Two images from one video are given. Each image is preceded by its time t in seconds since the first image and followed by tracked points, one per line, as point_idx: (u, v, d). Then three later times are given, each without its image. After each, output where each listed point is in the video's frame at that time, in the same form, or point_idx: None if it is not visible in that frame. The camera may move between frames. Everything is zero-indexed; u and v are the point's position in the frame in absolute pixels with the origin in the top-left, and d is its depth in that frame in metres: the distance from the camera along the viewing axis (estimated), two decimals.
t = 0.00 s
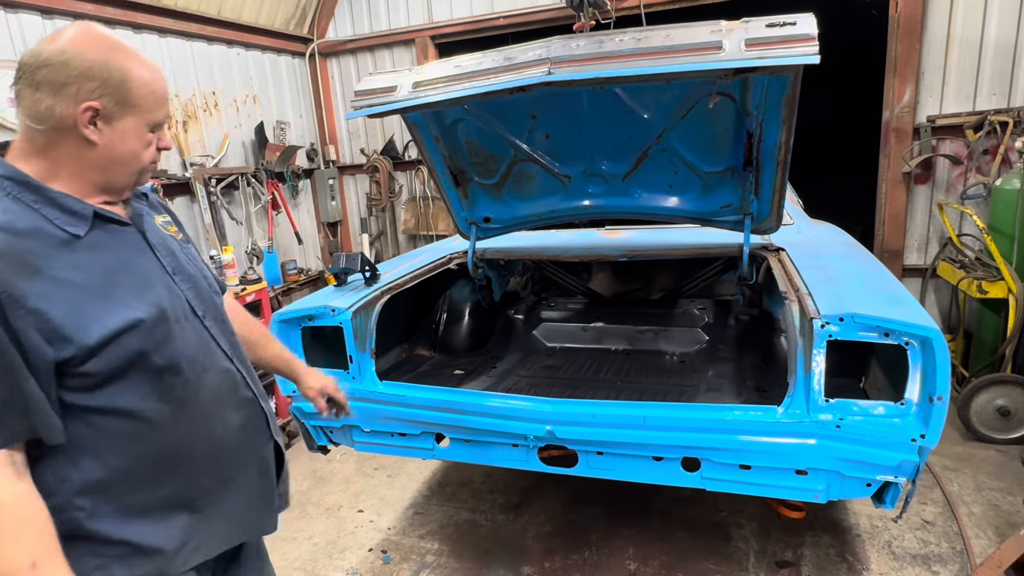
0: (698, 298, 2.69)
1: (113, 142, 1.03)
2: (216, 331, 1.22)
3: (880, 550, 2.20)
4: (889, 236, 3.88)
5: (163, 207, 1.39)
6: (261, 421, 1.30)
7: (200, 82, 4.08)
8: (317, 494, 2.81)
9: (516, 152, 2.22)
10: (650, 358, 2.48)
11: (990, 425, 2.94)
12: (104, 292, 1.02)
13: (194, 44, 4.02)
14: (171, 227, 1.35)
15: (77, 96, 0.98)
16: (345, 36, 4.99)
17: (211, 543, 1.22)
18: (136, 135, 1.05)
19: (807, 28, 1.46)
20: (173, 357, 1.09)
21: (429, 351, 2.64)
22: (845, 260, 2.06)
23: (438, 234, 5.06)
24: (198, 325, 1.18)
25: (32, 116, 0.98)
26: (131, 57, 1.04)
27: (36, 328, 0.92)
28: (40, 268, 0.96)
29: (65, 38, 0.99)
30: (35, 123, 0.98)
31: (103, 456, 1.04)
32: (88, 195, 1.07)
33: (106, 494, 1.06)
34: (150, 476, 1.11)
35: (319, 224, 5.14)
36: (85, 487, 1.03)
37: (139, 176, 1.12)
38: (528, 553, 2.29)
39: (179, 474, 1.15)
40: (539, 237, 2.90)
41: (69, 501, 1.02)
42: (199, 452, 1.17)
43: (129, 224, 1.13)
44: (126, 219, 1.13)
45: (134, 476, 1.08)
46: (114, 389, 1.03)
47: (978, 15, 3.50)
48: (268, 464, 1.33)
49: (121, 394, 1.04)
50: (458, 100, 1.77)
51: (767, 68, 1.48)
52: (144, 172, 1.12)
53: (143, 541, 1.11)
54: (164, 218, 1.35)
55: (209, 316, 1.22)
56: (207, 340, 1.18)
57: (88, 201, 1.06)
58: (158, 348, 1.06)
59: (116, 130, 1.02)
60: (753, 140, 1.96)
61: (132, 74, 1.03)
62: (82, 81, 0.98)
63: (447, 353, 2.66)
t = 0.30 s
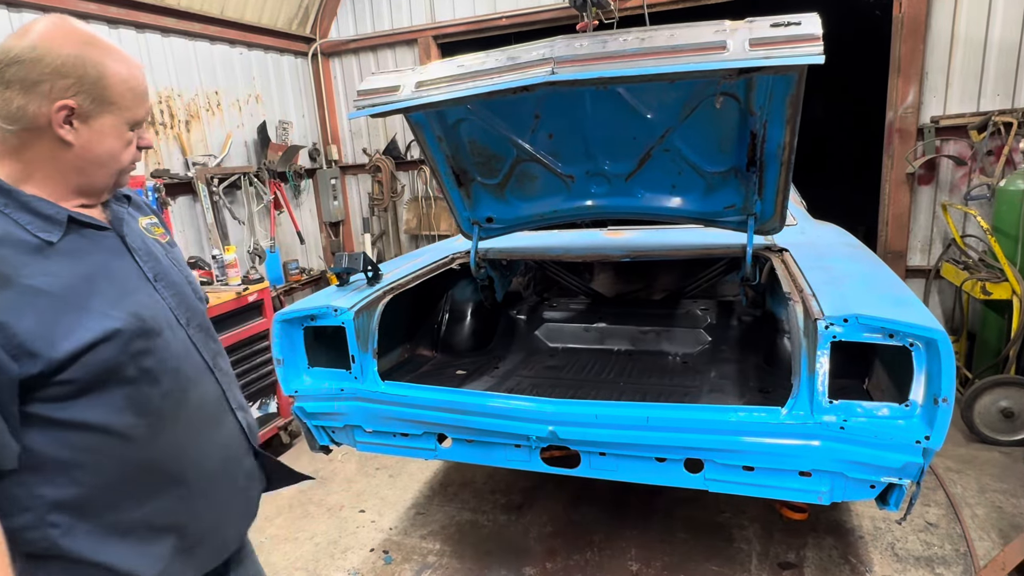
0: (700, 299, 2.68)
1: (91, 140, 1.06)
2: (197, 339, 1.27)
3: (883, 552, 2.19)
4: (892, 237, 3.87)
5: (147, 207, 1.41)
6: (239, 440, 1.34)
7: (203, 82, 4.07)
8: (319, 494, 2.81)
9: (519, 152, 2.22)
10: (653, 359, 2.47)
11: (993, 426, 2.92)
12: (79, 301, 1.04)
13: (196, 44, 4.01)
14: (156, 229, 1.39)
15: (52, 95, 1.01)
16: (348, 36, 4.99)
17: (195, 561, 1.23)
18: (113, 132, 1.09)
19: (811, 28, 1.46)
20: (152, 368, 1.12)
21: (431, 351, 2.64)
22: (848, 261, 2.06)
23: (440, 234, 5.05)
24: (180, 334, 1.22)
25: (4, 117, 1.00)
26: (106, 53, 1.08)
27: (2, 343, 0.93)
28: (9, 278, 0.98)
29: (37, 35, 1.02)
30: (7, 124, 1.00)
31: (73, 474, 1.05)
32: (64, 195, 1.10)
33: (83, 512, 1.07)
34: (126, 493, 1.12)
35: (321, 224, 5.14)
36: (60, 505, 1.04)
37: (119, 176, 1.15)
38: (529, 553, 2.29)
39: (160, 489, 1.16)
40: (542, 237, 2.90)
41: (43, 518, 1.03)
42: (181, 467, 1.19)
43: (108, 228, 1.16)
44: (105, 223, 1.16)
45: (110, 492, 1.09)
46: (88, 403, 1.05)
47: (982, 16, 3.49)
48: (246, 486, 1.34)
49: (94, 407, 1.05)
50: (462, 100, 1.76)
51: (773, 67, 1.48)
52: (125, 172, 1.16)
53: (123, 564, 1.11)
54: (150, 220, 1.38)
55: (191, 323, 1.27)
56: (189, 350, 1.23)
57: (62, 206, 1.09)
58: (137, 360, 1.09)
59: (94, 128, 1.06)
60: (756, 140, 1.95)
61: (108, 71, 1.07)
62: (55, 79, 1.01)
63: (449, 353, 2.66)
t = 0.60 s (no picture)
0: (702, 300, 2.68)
1: (84, 142, 1.07)
2: (187, 349, 1.26)
3: (886, 554, 2.19)
4: (895, 239, 3.87)
5: (140, 211, 1.41)
6: (228, 458, 1.32)
7: (206, 82, 4.08)
8: (321, 495, 2.81)
9: (522, 153, 2.22)
10: (656, 360, 2.47)
11: (995, 428, 2.92)
12: (60, 310, 1.03)
13: (199, 44, 4.01)
14: (149, 234, 1.38)
15: (45, 96, 1.01)
16: (350, 36, 4.99)
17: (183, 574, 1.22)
18: (107, 135, 1.09)
19: (815, 29, 1.46)
20: (134, 381, 1.10)
21: (433, 352, 2.64)
22: (851, 262, 2.05)
23: (442, 234, 5.06)
24: (170, 344, 1.20)
25: None
26: (102, 52, 1.08)
27: None
28: None
29: (31, 32, 1.02)
30: None
31: (53, 486, 1.04)
32: (56, 198, 1.10)
33: (56, 527, 1.06)
34: (110, 506, 1.11)
35: (323, 224, 5.15)
36: (36, 517, 1.03)
37: (114, 179, 1.16)
38: (531, 554, 2.29)
39: (143, 503, 1.15)
40: (544, 238, 2.90)
41: (19, 530, 1.03)
42: (165, 482, 1.17)
43: (98, 234, 1.15)
44: (95, 229, 1.15)
45: (89, 506, 1.08)
46: (65, 413, 1.04)
47: (985, 17, 3.49)
48: (234, 506, 1.32)
49: (72, 418, 1.04)
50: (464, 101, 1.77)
51: (776, 69, 1.48)
52: (118, 175, 1.16)
53: None
54: (144, 225, 1.39)
55: (182, 332, 1.25)
56: (178, 360, 1.21)
57: (52, 210, 1.08)
58: (117, 372, 1.08)
59: (88, 130, 1.06)
60: (759, 142, 1.95)
61: (103, 72, 1.07)
62: (48, 79, 1.01)
63: (451, 354, 2.66)
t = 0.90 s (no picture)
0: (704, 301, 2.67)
1: (87, 145, 1.07)
2: (189, 353, 1.26)
3: (888, 555, 2.18)
4: (897, 240, 3.86)
5: (139, 210, 1.41)
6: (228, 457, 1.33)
7: (209, 82, 4.09)
8: (322, 494, 2.81)
9: (524, 153, 2.22)
10: (658, 361, 2.47)
11: (997, 430, 2.92)
12: (64, 315, 1.02)
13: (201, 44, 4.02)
14: (149, 233, 1.38)
15: (48, 99, 1.01)
16: (352, 37, 5.00)
17: None
18: (109, 137, 1.10)
19: (819, 30, 1.46)
20: (140, 386, 1.11)
21: (435, 352, 2.64)
22: (852, 264, 2.05)
23: (444, 235, 5.06)
24: (171, 348, 1.21)
25: None
26: (104, 53, 1.08)
27: None
28: None
29: (34, 31, 1.01)
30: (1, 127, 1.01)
31: (54, 495, 1.04)
32: (55, 200, 1.10)
33: (55, 534, 1.05)
34: (111, 510, 1.11)
35: (325, 224, 5.15)
36: (34, 527, 1.03)
37: (115, 181, 1.16)
38: (533, 554, 2.29)
39: (144, 506, 1.15)
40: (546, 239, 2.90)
41: (17, 540, 1.02)
42: (165, 484, 1.17)
43: (99, 236, 1.15)
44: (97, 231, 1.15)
45: (88, 511, 1.08)
46: (71, 419, 1.04)
47: (988, 19, 3.49)
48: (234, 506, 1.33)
49: (77, 424, 1.04)
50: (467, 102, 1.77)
51: (779, 70, 1.48)
52: (119, 177, 1.17)
53: None
54: (144, 224, 1.38)
55: (183, 336, 1.26)
56: (179, 364, 1.22)
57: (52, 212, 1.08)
58: (124, 377, 1.08)
59: (91, 133, 1.07)
60: (762, 143, 1.95)
61: (106, 73, 1.07)
62: (51, 81, 1.01)
63: (453, 354, 2.66)
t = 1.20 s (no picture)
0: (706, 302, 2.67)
1: (111, 147, 1.07)
2: (199, 353, 1.28)
3: (890, 557, 2.18)
4: (899, 242, 3.86)
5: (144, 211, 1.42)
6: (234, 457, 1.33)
7: (211, 82, 4.09)
8: (324, 495, 2.81)
9: (527, 153, 2.22)
10: (660, 363, 2.47)
11: (999, 432, 2.91)
12: (87, 314, 1.02)
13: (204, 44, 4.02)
14: (153, 234, 1.39)
15: (78, 101, 1.02)
16: (355, 37, 5.00)
17: None
18: (132, 139, 1.10)
19: (822, 31, 1.46)
20: (160, 385, 1.11)
21: (437, 353, 2.63)
22: (855, 265, 2.05)
23: (445, 235, 5.07)
24: (184, 347, 1.22)
25: (21, 120, 1.00)
26: (130, 57, 1.09)
27: (16, 360, 0.92)
28: (20, 290, 0.96)
29: (63, 35, 1.02)
30: (23, 125, 1.00)
31: (77, 496, 1.03)
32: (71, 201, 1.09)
33: (76, 535, 1.04)
34: (127, 510, 1.10)
35: (326, 225, 5.15)
36: (56, 527, 1.01)
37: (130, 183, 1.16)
38: (535, 555, 2.29)
39: (159, 505, 1.15)
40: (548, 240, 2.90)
41: (36, 544, 1.00)
42: (178, 484, 1.17)
43: (115, 236, 1.16)
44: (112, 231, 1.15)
45: (107, 511, 1.07)
46: (95, 418, 1.03)
47: (991, 20, 3.49)
48: (240, 507, 1.32)
49: (101, 424, 1.04)
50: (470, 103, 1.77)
51: (782, 72, 1.48)
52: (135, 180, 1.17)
53: None
54: (148, 225, 1.39)
55: (193, 336, 1.27)
56: (192, 363, 1.23)
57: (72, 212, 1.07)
58: (145, 375, 1.09)
59: (115, 135, 1.07)
60: (765, 144, 1.95)
61: (133, 77, 1.08)
62: (81, 83, 1.02)
63: (455, 354, 2.67)
